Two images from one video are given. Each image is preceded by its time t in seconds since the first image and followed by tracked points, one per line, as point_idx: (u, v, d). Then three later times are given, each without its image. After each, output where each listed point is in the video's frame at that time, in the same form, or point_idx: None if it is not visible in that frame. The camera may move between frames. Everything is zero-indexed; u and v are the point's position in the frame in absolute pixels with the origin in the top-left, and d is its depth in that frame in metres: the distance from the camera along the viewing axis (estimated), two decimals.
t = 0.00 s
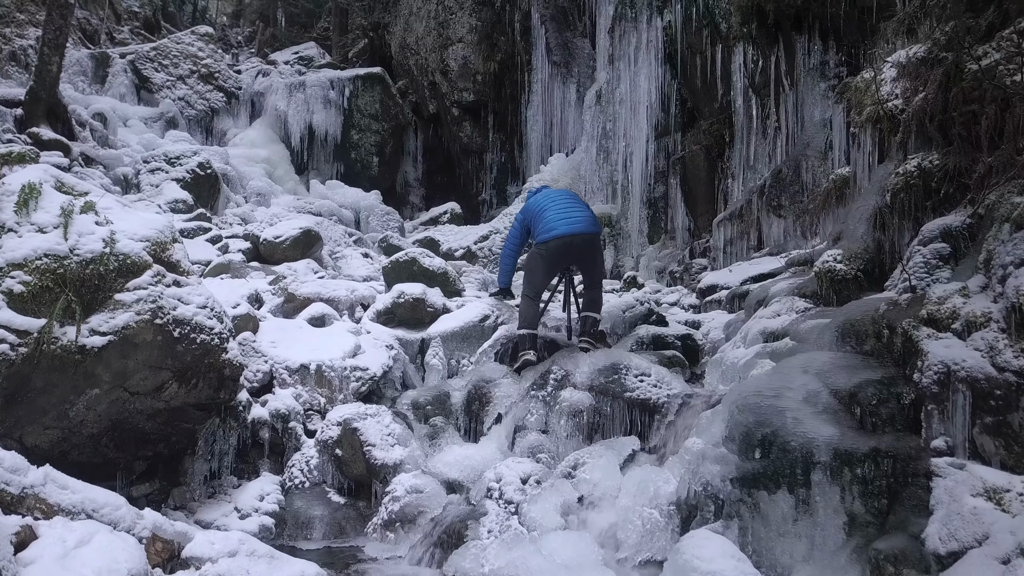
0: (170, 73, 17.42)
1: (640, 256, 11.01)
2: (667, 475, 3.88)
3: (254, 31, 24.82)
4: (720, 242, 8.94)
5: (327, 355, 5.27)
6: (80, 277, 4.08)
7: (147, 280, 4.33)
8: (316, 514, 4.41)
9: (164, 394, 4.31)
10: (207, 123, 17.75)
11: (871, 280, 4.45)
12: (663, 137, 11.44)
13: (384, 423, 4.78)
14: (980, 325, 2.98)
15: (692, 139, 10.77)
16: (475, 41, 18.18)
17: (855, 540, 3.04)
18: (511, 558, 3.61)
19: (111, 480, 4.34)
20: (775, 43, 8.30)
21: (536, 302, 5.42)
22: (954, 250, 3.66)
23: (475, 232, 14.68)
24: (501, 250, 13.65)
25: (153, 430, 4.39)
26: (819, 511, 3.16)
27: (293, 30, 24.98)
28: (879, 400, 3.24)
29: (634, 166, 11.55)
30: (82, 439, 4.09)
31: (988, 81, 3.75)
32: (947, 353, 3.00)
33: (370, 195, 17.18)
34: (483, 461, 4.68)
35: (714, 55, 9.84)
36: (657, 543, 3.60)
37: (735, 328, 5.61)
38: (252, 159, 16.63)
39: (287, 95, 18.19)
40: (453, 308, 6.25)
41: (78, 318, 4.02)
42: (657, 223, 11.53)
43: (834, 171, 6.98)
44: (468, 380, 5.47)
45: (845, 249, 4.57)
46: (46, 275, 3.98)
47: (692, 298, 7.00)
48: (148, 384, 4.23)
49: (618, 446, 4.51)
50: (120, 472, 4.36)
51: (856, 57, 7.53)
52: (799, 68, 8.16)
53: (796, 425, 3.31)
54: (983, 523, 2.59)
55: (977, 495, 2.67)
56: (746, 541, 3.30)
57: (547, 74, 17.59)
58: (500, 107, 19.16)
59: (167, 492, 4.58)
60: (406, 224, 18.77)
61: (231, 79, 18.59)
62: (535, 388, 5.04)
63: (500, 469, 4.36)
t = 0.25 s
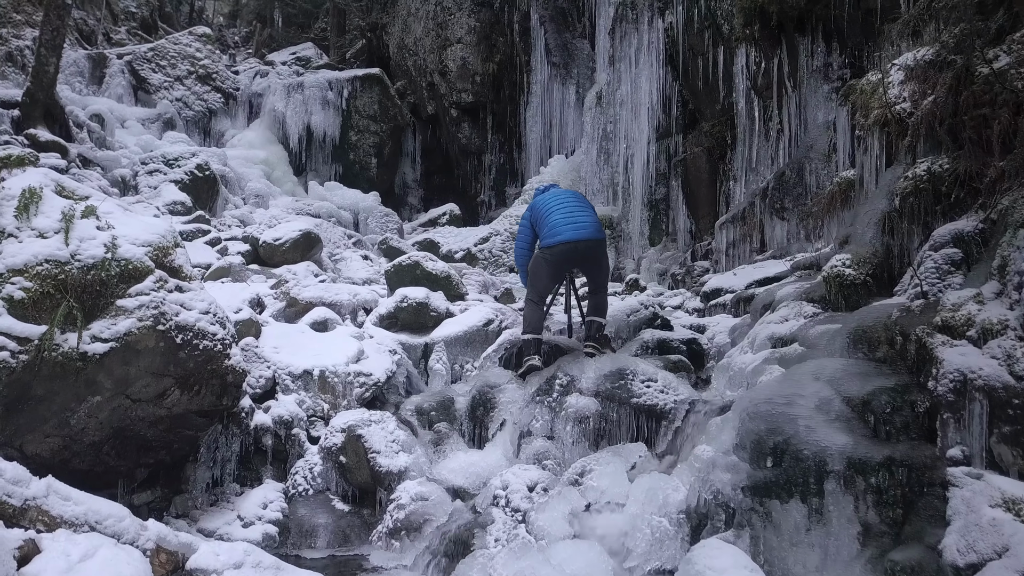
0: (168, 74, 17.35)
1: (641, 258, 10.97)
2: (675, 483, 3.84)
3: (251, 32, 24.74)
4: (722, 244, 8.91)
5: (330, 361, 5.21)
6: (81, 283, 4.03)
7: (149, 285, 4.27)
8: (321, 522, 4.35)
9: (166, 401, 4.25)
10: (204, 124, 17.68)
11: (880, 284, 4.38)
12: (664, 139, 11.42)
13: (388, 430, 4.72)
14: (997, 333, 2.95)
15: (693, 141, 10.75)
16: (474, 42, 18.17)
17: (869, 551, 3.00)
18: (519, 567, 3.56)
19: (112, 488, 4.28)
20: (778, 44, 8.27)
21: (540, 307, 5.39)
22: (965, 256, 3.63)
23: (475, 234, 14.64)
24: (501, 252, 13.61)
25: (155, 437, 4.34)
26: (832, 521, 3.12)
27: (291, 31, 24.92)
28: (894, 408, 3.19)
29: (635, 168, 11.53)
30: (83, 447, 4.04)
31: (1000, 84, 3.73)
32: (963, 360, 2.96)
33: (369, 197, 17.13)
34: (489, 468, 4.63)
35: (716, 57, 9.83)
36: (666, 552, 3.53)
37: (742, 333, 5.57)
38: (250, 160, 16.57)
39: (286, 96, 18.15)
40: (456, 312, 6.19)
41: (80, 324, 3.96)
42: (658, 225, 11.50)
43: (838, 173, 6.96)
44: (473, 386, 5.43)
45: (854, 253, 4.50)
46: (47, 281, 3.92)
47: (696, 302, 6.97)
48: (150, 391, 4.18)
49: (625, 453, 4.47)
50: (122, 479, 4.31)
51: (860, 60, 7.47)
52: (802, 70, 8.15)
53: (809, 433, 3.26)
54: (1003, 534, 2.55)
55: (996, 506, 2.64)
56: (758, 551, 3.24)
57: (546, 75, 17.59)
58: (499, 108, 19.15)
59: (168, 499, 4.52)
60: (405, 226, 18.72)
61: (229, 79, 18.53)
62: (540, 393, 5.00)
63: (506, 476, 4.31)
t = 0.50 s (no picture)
0: (162, 75, 17.25)
1: (639, 261, 10.95)
2: (681, 491, 3.80)
3: (245, 32, 24.61)
4: (722, 246, 8.88)
5: (332, 367, 5.16)
6: (79, 289, 3.97)
7: (148, 291, 4.22)
8: (322, 530, 4.30)
9: (165, 408, 4.20)
10: (199, 125, 17.58)
11: (885, 289, 4.35)
12: (662, 141, 11.39)
13: (390, 437, 4.67)
14: (1010, 341, 2.92)
15: (692, 143, 10.74)
16: (470, 43, 18.13)
17: (881, 562, 2.96)
18: None
19: (110, 496, 4.22)
20: (778, 46, 8.25)
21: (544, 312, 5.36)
22: (973, 262, 3.61)
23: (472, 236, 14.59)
24: (498, 254, 13.56)
25: (154, 445, 4.28)
26: (842, 531, 3.09)
27: (286, 31, 24.83)
28: (904, 417, 3.16)
29: (634, 170, 11.50)
30: (81, 456, 3.98)
31: (1008, 89, 3.74)
32: (974, 369, 2.94)
33: (365, 198, 17.06)
34: (492, 474, 4.59)
35: (715, 58, 9.82)
36: (672, 562, 3.52)
37: (744, 338, 5.54)
38: (245, 162, 16.48)
39: (281, 97, 18.07)
40: (457, 317, 6.15)
41: (78, 331, 3.90)
42: (656, 228, 11.46)
43: (840, 177, 6.94)
44: (474, 391, 5.38)
45: (859, 258, 4.47)
46: (45, 288, 3.86)
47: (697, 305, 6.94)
48: (148, 398, 4.12)
49: (629, 459, 4.43)
50: (120, 488, 4.24)
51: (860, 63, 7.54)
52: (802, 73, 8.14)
53: (818, 442, 3.23)
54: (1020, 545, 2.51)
55: (1010, 517, 2.60)
56: (766, 561, 3.20)
57: (543, 77, 17.59)
58: (495, 110, 19.13)
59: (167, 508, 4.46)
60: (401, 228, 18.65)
61: (224, 80, 18.43)
62: (543, 398, 4.96)
63: (510, 484, 4.26)
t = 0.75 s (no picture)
0: (156, 76, 17.13)
1: (637, 263, 10.91)
2: (687, 500, 3.73)
3: (238, 32, 24.46)
4: (720, 250, 8.82)
5: (332, 373, 5.09)
6: (76, 296, 3.91)
7: (146, 298, 4.15)
8: (323, 540, 4.24)
9: (164, 417, 4.13)
10: (193, 126, 17.47)
11: (891, 295, 4.33)
12: (660, 144, 11.37)
13: (391, 444, 4.62)
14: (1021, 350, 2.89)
15: (690, 145, 10.72)
16: (466, 44, 18.12)
17: (892, 572, 2.92)
18: None
19: (107, 506, 4.15)
20: (778, 49, 8.22)
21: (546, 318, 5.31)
22: (981, 267, 3.58)
23: (468, 238, 14.54)
24: (495, 256, 13.51)
25: (152, 454, 4.22)
26: (852, 541, 3.05)
27: (279, 32, 24.71)
28: (915, 425, 3.12)
29: (631, 173, 11.48)
30: (78, 466, 3.91)
31: (1015, 93, 3.72)
32: (986, 378, 2.91)
33: (360, 200, 16.97)
34: (495, 482, 4.55)
35: (712, 60, 9.80)
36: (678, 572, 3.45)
37: (747, 342, 5.51)
38: (240, 163, 16.39)
39: (276, 98, 17.98)
40: (458, 322, 6.10)
41: (75, 339, 3.84)
42: (654, 230, 11.43)
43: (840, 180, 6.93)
44: (475, 397, 5.33)
45: (865, 263, 4.44)
46: (41, 295, 3.80)
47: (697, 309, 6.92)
48: (147, 407, 4.06)
49: (632, 467, 4.40)
50: (118, 498, 4.18)
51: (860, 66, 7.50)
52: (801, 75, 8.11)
53: (827, 451, 3.20)
54: None
55: None
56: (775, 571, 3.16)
57: (538, 78, 17.57)
58: (490, 111, 19.11)
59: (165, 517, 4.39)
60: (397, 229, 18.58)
61: (218, 81, 18.32)
62: (545, 405, 4.93)
63: (514, 492, 4.21)
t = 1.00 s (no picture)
0: (149, 77, 17.02)
1: (636, 266, 10.87)
2: (694, 509, 3.60)
3: (232, 33, 24.34)
4: (720, 253, 8.89)
5: (332, 381, 5.03)
6: (74, 304, 3.85)
7: (145, 305, 4.08)
8: (325, 550, 4.18)
9: (163, 425, 4.07)
10: (187, 128, 17.37)
11: (896, 300, 4.31)
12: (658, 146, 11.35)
13: (393, 452, 4.57)
14: None
15: (688, 148, 10.71)
16: (462, 45, 18.32)
17: None
18: None
19: (105, 516, 4.09)
20: (777, 51, 8.22)
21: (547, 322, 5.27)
22: (989, 273, 3.57)
23: (465, 241, 14.49)
24: (492, 259, 13.46)
25: (151, 463, 4.15)
26: (863, 551, 3.01)
27: (273, 33, 24.63)
28: (925, 434, 3.11)
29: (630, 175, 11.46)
30: (77, 476, 3.85)
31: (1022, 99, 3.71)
32: (999, 387, 2.90)
33: (356, 202, 16.90)
34: (498, 490, 4.49)
35: (711, 62, 9.81)
36: None
37: (749, 348, 5.48)
38: (235, 165, 16.30)
39: (271, 99, 17.90)
40: (458, 327, 6.05)
41: (73, 347, 3.78)
42: (653, 233, 11.40)
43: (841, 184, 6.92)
44: (477, 403, 5.28)
45: (869, 268, 4.42)
46: (39, 302, 3.75)
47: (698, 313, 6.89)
48: (146, 416, 3.99)
49: (638, 474, 4.35)
50: (117, 508, 4.11)
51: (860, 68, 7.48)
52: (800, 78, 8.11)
53: (837, 461, 3.17)
54: None
55: None
56: None
57: (535, 80, 17.57)
58: (486, 112, 19.10)
59: (164, 527, 4.32)
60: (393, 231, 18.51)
61: (212, 82, 18.22)
62: (547, 411, 4.89)
63: (518, 501, 4.15)
